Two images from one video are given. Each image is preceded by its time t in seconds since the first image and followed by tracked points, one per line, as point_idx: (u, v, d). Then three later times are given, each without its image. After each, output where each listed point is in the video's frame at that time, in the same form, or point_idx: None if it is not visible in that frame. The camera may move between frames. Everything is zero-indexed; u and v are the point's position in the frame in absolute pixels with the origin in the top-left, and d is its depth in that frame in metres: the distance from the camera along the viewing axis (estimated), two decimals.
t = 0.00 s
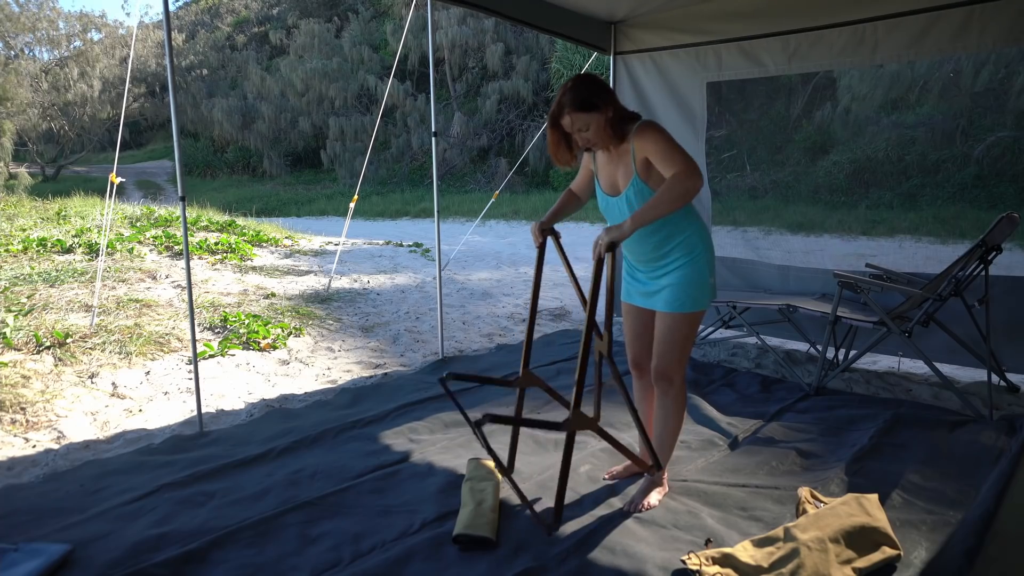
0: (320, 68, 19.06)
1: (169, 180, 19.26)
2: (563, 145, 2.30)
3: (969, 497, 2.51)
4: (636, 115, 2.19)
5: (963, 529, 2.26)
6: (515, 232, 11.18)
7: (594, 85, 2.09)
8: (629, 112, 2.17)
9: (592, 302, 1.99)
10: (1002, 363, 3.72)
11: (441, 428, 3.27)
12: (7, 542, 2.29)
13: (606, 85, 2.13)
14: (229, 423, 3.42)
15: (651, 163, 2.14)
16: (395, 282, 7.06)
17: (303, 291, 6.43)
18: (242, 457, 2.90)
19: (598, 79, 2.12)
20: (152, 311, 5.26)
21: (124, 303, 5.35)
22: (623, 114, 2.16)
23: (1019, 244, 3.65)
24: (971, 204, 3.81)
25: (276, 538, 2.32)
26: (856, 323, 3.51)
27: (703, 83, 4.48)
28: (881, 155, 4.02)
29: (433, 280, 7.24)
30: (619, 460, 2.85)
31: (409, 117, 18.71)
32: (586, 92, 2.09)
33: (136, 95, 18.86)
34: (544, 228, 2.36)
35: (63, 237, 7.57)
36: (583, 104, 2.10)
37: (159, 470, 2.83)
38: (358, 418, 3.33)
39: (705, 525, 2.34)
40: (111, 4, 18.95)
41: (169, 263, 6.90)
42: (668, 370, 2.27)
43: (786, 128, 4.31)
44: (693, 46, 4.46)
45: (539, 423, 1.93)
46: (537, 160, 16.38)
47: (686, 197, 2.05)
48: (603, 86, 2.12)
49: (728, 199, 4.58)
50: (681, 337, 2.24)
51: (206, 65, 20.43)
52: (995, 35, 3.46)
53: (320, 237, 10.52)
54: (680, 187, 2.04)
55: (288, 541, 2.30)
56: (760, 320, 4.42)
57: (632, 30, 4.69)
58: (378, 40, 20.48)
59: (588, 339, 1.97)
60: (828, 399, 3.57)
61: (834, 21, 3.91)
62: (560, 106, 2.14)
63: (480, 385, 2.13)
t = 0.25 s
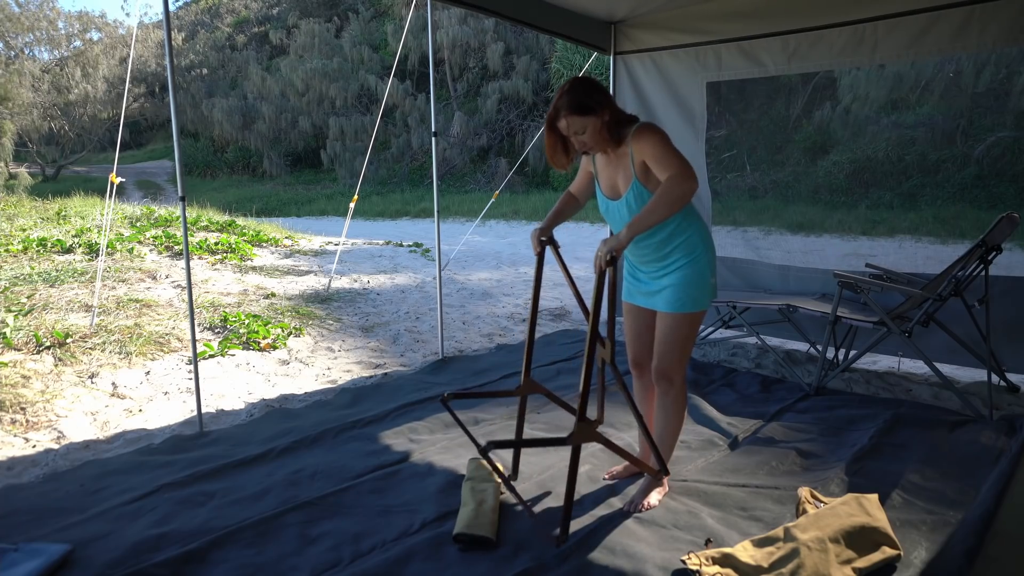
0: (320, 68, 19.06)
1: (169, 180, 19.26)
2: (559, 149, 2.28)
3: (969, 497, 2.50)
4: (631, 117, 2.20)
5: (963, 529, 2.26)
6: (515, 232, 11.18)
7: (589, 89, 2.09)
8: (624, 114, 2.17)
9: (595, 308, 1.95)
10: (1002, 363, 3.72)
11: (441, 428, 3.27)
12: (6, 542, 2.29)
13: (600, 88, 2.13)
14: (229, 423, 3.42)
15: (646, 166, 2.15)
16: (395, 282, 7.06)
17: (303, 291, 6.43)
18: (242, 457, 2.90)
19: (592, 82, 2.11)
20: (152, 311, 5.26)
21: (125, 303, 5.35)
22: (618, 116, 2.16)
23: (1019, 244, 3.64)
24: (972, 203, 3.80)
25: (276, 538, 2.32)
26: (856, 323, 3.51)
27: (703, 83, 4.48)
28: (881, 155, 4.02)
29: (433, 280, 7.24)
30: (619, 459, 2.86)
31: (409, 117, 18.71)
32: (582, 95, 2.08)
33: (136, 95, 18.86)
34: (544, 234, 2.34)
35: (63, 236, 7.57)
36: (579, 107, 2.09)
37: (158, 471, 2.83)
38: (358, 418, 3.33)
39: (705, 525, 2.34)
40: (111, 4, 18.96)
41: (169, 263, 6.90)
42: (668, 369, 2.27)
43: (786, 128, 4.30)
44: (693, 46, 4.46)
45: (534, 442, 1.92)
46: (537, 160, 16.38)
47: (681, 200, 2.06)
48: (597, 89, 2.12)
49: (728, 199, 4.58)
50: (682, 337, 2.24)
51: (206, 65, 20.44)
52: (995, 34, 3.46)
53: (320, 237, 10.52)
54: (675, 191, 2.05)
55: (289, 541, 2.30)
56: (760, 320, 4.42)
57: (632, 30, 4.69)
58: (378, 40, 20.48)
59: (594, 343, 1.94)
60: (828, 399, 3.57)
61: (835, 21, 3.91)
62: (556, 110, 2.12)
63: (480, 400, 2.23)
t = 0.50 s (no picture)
0: (320, 68, 19.07)
1: (169, 180, 19.26)
2: (559, 146, 2.27)
3: (969, 497, 2.50)
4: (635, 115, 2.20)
5: (963, 529, 2.26)
6: (515, 232, 11.18)
7: (592, 86, 2.10)
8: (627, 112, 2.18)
9: (593, 305, 1.95)
10: (1002, 363, 3.72)
11: (441, 428, 3.27)
12: (6, 542, 2.29)
13: (603, 86, 2.13)
14: (229, 423, 3.42)
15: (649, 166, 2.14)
16: (395, 282, 7.06)
17: (303, 291, 6.43)
18: (242, 458, 2.90)
19: (596, 79, 2.12)
20: (152, 311, 5.26)
21: (125, 303, 5.35)
22: (621, 114, 2.16)
23: (1019, 244, 3.64)
24: (971, 203, 3.81)
25: (276, 538, 2.32)
26: (856, 323, 3.51)
27: (703, 83, 4.48)
28: (881, 155, 4.02)
29: (433, 280, 7.24)
30: (619, 459, 2.86)
31: (409, 116, 18.71)
32: (584, 93, 2.10)
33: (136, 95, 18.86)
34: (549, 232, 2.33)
35: (63, 237, 7.57)
36: (581, 105, 2.10)
37: (158, 470, 2.83)
38: (358, 418, 3.33)
39: (705, 525, 2.34)
40: (111, 4, 18.96)
41: (169, 263, 6.90)
42: (668, 370, 2.28)
43: (786, 128, 4.30)
44: (694, 46, 4.46)
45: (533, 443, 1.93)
46: (537, 160, 16.39)
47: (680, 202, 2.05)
48: (601, 86, 2.13)
49: (728, 199, 4.58)
50: (682, 337, 2.24)
51: (206, 65, 20.44)
52: (995, 35, 3.47)
53: (320, 237, 10.52)
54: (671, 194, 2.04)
55: (288, 541, 2.30)
56: (760, 320, 4.42)
57: (632, 30, 4.69)
58: (378, 40, 20.49)
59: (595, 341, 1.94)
60: (828, 399, 3.57)
61: (835, 21, 3.91)
62: (559, 107, 2.14)
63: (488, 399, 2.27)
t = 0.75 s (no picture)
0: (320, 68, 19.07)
1: (169, 180, 19.26)
2: (567, 146, 2.30)
3: (969, 497, 2.50)
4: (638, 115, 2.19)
5: (963, 529, 2.26)
6: (515, 232, 11.18)
7: (593, 88, 2.09)
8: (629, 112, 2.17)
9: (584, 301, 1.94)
10: (1002, 363, 3.72)
11: (441, 428, 3.27)
12: (6, 542, 2.29)
13: (605, 86, 2.13)
14: (229, 423, 3.42)
15: (649, 169, 2.15)
16: (395, 282, 7.06)
17: (303, 291, 6.43)
18: (242, 458, 2.90)
19: (597, 81, 2.11)
20: (152, 311, 5.26)
21: (125, 303, 5.35)
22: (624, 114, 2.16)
23: (1019, 244, 3.64)
24: (971, 203, 3.80)
25: (276, 538, 2.32)
26: (856, 323, 3.51)
27: (703, 83, 4.48)
28: (881, 155, 4.02)
29: (433, 280, 7.24)
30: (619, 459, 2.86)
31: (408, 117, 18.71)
32: (586, 95, 2.09)
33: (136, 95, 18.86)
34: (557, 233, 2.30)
35: (63, 237, 7.57)
36: (584, 107, 2.09)
37: (158, 471, 2.83)
38: (358, 418, 3.33)
39: (705, 525, 2.34)
40: (111, 4, 18.97)
41: (169, 263, 6.90)
42: (672, 372, 2.28)
43: (786, 128, 4.30)
44: (694, 46, 4.46)
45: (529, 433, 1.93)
46: (537, 160, 16.39)
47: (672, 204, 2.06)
48: (602, 87, 2.12)
49: (728, 199, 4.58)
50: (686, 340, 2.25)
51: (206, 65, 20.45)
52: (995, 35, 3.47)
53: (320, 237, 10.52)
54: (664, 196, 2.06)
55: (288, 541, 2.30)
56: (760, 320, 4.42)
57: (632, 30, 4.69)
58: (378, 40, 20.49)
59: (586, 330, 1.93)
60: (828, 399, 3.57)
61: (836, 21, 3.91)
62: (561, 109, 2.14)
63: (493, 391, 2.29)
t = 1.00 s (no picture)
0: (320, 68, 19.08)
1: (169, 180, 19.26)
2: (568, 149, 2.26)
3: (969, 497, 2.51)
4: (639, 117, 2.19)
5: (963, 529, 2.26)
6: (515, 232, 11.18)
7: (592, 90, 2.10)
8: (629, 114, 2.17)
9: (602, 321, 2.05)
10: (1002, 363, 3.72)
11: (441, 428, 3.27)
12: (6, 542, 2.29)
13: (604, 88, 2.14)
14: (229, 423, 3.42)
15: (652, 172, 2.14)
16: (395, 282, 7.06)
17: (303, 291, 6.43)
18: (242, 458, 2.90)
19: (596, 83, 2.13)
20: (152, 311, 5.26)
21: (125, 303, 5.35)
22: (624, 115, 2.17)
23: (1019, 244, 3.64)
24: (971, 203, 3.80)
25: (276, 538, 2.32)
26: (855, 323, 3.51)
27: (703, 83, 4.48)
28: (881, 155, 4.02)
29: (433, 280, 7.24)
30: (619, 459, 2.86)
31: (409, 117, 18.71)
32: (584, 97, 2.10)
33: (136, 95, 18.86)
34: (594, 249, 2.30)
35: (63, 236, 7.57)
36: (583, 109, 2.11)
37: (158, 471, 2.83)
38: (358, 418, 3.33)
39: (705, 525, 2.34)
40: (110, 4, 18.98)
41: (169, 263, 6.90)
42: (676, 375, 2.29)
43: (786, 128, 4.30)
44: (694, 46, 4.46)
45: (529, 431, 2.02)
46: (537, 160, 16.39)
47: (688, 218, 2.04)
48: (601, 89, 2.13)
49: (728, 200, 4.58)
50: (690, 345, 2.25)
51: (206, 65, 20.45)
52: (995, 35, 3.47)
53: (320, 237, 10.52)
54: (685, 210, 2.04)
55: (288, 541, 2.30)
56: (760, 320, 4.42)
57: (632, 30, 4.70)
58: (378, 40, 20.49)
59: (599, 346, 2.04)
60: (828, 399, 3.57)
61: (835, 21, 3.91)
62: (561, 112, 2.15)
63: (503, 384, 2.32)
